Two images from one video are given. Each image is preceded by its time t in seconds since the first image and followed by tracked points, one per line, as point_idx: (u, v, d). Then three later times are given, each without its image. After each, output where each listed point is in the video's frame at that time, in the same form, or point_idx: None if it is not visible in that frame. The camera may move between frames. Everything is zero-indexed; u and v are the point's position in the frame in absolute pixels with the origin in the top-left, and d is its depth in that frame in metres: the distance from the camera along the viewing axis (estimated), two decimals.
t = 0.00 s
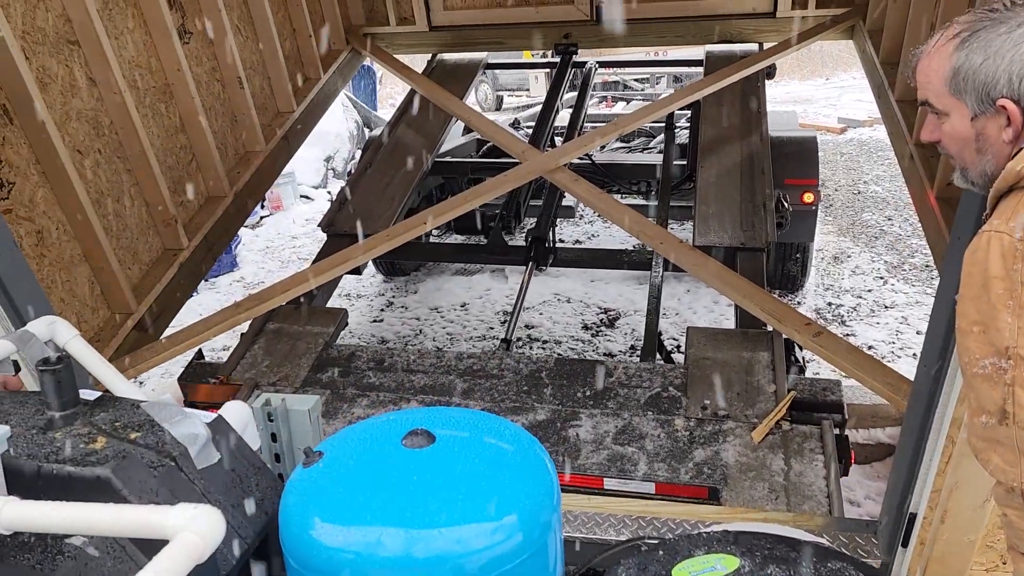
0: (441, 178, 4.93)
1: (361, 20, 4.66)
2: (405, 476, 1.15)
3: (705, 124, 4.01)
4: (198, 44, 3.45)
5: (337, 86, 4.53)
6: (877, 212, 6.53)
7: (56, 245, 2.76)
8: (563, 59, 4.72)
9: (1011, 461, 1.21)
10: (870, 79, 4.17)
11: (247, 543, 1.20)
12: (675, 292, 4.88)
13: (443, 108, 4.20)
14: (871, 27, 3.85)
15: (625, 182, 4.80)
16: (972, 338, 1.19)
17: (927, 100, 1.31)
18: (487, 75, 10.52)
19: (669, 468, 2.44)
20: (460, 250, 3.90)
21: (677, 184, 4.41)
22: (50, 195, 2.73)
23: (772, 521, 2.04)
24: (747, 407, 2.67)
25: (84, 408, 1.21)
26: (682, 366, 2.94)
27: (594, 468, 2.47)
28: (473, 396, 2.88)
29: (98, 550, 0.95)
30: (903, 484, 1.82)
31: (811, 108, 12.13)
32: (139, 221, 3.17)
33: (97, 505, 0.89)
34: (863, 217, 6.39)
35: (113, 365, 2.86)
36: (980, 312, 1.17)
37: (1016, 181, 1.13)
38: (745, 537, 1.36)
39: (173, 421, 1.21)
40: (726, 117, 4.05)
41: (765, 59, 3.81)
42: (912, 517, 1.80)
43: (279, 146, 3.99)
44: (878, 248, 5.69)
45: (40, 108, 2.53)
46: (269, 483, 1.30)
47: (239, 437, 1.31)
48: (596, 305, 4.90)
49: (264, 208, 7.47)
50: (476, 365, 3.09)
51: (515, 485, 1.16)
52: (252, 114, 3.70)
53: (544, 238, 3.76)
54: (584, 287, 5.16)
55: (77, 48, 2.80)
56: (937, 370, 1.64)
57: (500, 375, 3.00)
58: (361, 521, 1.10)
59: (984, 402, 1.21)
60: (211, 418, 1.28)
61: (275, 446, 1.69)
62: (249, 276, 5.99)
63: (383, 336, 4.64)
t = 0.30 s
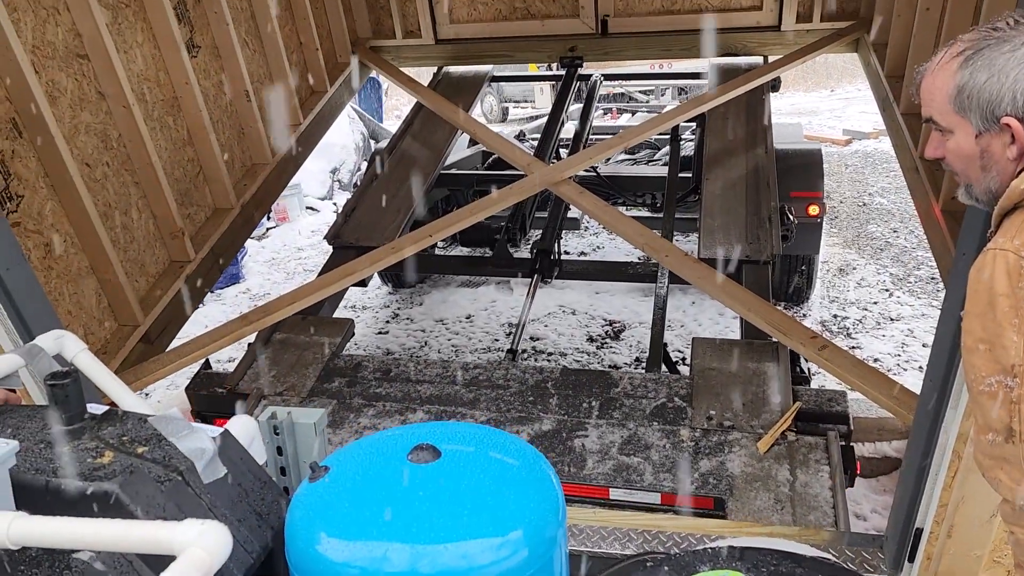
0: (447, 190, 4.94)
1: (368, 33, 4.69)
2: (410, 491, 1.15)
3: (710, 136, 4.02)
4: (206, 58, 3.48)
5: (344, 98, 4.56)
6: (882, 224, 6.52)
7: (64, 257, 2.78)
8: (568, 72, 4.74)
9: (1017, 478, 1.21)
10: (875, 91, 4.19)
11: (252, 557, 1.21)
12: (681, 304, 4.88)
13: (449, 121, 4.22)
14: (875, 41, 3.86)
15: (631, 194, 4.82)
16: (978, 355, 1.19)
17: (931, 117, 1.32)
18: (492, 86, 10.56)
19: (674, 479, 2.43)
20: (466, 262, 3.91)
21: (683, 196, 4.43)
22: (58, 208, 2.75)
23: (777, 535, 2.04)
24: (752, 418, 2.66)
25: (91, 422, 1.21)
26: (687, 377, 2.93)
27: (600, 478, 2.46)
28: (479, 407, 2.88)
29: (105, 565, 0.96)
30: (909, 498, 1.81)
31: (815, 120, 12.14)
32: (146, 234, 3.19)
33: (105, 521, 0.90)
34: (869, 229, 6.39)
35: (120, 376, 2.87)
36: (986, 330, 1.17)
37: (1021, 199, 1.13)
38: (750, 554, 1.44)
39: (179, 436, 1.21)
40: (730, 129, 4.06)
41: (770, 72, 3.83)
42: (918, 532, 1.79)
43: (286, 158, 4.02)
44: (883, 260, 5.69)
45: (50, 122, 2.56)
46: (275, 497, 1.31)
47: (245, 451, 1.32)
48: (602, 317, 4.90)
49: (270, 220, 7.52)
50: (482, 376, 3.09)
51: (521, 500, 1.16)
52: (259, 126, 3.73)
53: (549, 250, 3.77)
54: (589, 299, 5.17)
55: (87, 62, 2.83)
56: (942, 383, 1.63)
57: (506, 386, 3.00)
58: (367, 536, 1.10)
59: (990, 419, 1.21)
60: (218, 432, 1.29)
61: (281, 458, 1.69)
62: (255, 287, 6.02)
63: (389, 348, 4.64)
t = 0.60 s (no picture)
0: (450, 203, 4.96)
1: (371, 46, 4.72)
2: (411, 506, 1.15)
3: (713, 147, 4.03)
4: (210, 71, 3.50)
5: (347, 110, 4.58)
6: (885, 234, 6.51)
7: (68, 271, 2.79)
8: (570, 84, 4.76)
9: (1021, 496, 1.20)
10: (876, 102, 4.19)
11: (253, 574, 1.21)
12: (684, 316, 4.88)
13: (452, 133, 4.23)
14: (877, 52, 3.87)
15: (633, 207, 4.84)
16: (981, 371, 1.18)
17: (932, 131, 1.32)
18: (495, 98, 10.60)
19: (678, 491, 2.42)
20: (469, 273, 3.91)
21: (685, 208, 4.44)
22: (62, 222, 2.76)
23: (780, 549, 2.02)
24: (755, 429, 2.65)
25: (93, 438, 1.21)
26: (690, 388, 2.92)
27: (603, 489, 2.46)
28: (482, 418, 2.88)
29: None
30: (913, 511, 1.80)
31: (817, 130, 12.16)
32: (150, 247, 3.20)
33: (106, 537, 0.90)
34: (872, 240, 6.38)
35: (123, 390, 2.87)
36: (988, 345, 1.16)
37: (1021, 214, 1.12)
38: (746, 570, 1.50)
39: (181, 450, 1.21)
40: (733, 141, 4.07)
41: (772, 84, 3.83)
42: (921, 546, 1.79)
43: (290, 171, 4.03)
44: (887, 271, 5.67)
45: (55, 136, 2.57)
46: (277, 514, 1.31)
47: (246, 467, 1.31)
48: (605, 329, 4.89)
49: (274, 232, 7.54)
50: (485, 387, 3.08)
51: (522, 516, 1.16)
52: (263, 139, 3.74)
53: (552, 262, 3.77)
54: (592, 310, 5.17)
55: (91, 76, 2.84)
56: (944, 396, 1.62)
57: (509, 397, 3.00)
58: (367, 552, 1.09)
59: (993, 435, 1.20)
60: (219, 448, 1.29)
61: (283, 473, 1.69)
62: (258, 299, 6.03)
63: (392, 360, 4.64)
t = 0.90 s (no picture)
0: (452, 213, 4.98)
1: (374, 56, 4.75)
2: (412, 518, 1.16)
3: (714, 158, 4.04)
4: (213, 83, 3.53)
5: (350, 121, 4.60)
6: (887, 244, 6.52)
7: (72, 281, 2.81)
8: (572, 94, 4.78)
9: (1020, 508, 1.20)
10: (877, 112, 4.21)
11: None
12: (686, 325, 4.88)
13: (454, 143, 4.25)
14: (877, 63, 3.88)
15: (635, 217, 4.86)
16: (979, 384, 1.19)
17: (929, 143, 1.33)
18: (497, 108, 10.64)
19: (680, 497, 2.42)
20: (471, 283, 3.92)
21: (687, 218, 4.45)
22: (66, 233, 2.78)
23: (782, 560, 2.02)
24: (757, 435, 2.65)
25: (96, 449, 1.21)
26: (692, 395, 2.92)
27: (606, 495, 2.46)
28: (485, 424, 2.88)
29: None
30: (914, 522, 1.81)
31: (819, 139, 12.18)
32: (153, 257, 3.22)
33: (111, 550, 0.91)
34: (874, 249, 6.38)
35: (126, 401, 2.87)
36: (986, 358, 1.17)
37: (1018, 228, 1.12)
38: None
39: (183, 462, 1.21)
40: (734, 151, 4.09)
41: (773, 94, 3.85)
42: (923, 557, 1.79)
43: (292, 181, 4.05)
44: (889, 280, 5.68)
45: (59, 148, 2.59)
46: (279, 525, 1.31)
47: (248, 478, 1.32)
48: (607, 338, 4.89)
49: (276, 242, 7.57)
50: (488, 394, 3.08)
51: (522, 528, 1.16)
52: (266, 150, 3.76)
53: (554, 272, 3.78)
54: (594, 320, 5.17)
55: (96, 89, 2.87)
56: (944, 407, 1.62)
57: (512, 404, 3.00)
58: (367, 564, 1.10)
59: (992, 447, 1.20)
60: (222, 459, 1.29)
61: (285, 485, 1.70)
62: (261, 309, 6.05)
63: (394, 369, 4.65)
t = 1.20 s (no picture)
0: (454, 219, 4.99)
1: (376, 63, 4.77)
2: (415, 525, 1.16)
3: (716, 165, 4.05)
4: (217, 90, 3.55)
5: (352, 127, 4.62)
6: (889, 250, 6.52)
7: (75, 288, 2.82)
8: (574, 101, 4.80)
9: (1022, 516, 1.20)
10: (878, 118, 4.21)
11: None
12: (688, 331, 4.89)
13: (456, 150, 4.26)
14: (878, 69, 3.89)
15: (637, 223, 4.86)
16: (979, 392, 1.19)
17: (929, 153, 1.34)
18: (499, 114, 10.66)
19: (682, 499, 2.43)
20: (473, 289, 3.93)
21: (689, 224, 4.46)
22: (70, 240, 2.79)
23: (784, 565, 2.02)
24: (759, 437, 2.65)
25: (101, 457, 1.23)
26: (694, 399, 2.92)
27: (608, 497, 2.46)
28: (488, 427, 2.88)
29: None
30: (916, 529, 1.80)
31: (820, 146, 12.20)
32: (156, 264, 3.23)
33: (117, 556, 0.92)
34: (875, 256, 6.38)
35: (129, 408, 2.88)
36: (986, 366, 1.17)
37: (1017, 236, 1.13)
38: None
39: (188, 469, 1.22)
40: (735, 157, 4.10)
41: (775, 101, 3.86)
42: (925, 563, 1.79)
43: (295, 187, 4.06)
44: (891, 286, 5.67)
45: (64, 156, 2.61)
46: (281, 532, 1.32)
47: (252, 485, 1.33)
48: (609, 345, 4.90)
49: (279, 248, 7.58)
50: (491, 397, 3.09)
51: (524, 535, 1.16)
52: (268, 156, 3.78)
53: (556, 278, 3.78)
54: (596, 326, 5.18)
55: (100, 97, 2.88)
56: (945, 414, 1.62)
57: (515, 407, 3.00)
58: (371, 569, 1.10)
59: (993, 455, 1.20)
60: (226, 466, 1.30)
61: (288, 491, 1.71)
62: (263, 315, 6.06)
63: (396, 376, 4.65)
